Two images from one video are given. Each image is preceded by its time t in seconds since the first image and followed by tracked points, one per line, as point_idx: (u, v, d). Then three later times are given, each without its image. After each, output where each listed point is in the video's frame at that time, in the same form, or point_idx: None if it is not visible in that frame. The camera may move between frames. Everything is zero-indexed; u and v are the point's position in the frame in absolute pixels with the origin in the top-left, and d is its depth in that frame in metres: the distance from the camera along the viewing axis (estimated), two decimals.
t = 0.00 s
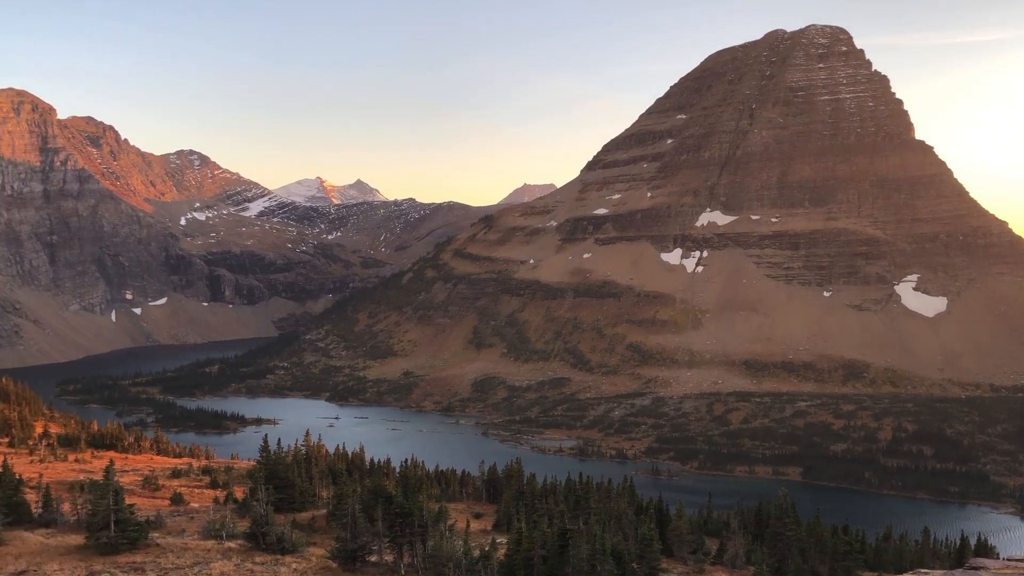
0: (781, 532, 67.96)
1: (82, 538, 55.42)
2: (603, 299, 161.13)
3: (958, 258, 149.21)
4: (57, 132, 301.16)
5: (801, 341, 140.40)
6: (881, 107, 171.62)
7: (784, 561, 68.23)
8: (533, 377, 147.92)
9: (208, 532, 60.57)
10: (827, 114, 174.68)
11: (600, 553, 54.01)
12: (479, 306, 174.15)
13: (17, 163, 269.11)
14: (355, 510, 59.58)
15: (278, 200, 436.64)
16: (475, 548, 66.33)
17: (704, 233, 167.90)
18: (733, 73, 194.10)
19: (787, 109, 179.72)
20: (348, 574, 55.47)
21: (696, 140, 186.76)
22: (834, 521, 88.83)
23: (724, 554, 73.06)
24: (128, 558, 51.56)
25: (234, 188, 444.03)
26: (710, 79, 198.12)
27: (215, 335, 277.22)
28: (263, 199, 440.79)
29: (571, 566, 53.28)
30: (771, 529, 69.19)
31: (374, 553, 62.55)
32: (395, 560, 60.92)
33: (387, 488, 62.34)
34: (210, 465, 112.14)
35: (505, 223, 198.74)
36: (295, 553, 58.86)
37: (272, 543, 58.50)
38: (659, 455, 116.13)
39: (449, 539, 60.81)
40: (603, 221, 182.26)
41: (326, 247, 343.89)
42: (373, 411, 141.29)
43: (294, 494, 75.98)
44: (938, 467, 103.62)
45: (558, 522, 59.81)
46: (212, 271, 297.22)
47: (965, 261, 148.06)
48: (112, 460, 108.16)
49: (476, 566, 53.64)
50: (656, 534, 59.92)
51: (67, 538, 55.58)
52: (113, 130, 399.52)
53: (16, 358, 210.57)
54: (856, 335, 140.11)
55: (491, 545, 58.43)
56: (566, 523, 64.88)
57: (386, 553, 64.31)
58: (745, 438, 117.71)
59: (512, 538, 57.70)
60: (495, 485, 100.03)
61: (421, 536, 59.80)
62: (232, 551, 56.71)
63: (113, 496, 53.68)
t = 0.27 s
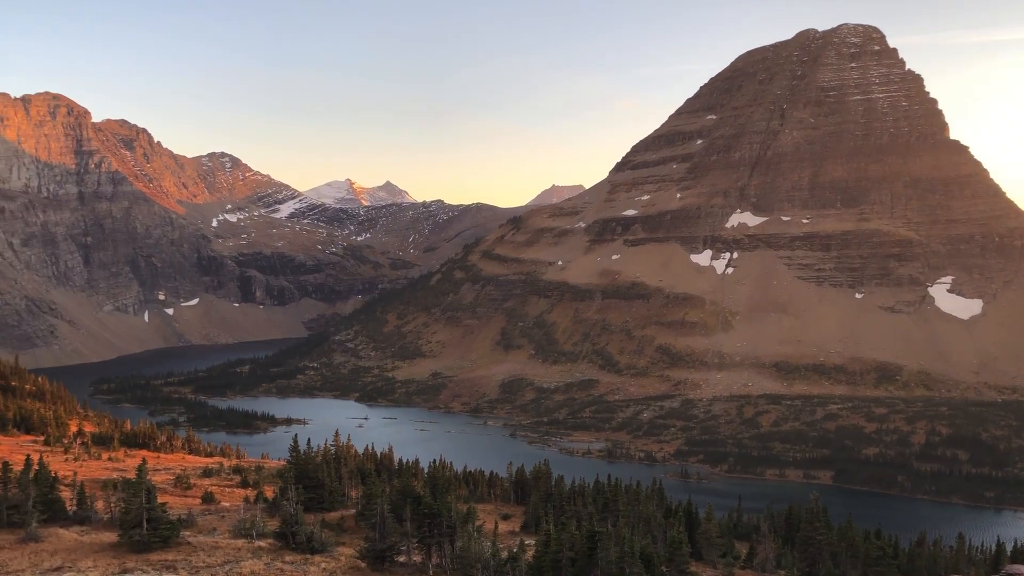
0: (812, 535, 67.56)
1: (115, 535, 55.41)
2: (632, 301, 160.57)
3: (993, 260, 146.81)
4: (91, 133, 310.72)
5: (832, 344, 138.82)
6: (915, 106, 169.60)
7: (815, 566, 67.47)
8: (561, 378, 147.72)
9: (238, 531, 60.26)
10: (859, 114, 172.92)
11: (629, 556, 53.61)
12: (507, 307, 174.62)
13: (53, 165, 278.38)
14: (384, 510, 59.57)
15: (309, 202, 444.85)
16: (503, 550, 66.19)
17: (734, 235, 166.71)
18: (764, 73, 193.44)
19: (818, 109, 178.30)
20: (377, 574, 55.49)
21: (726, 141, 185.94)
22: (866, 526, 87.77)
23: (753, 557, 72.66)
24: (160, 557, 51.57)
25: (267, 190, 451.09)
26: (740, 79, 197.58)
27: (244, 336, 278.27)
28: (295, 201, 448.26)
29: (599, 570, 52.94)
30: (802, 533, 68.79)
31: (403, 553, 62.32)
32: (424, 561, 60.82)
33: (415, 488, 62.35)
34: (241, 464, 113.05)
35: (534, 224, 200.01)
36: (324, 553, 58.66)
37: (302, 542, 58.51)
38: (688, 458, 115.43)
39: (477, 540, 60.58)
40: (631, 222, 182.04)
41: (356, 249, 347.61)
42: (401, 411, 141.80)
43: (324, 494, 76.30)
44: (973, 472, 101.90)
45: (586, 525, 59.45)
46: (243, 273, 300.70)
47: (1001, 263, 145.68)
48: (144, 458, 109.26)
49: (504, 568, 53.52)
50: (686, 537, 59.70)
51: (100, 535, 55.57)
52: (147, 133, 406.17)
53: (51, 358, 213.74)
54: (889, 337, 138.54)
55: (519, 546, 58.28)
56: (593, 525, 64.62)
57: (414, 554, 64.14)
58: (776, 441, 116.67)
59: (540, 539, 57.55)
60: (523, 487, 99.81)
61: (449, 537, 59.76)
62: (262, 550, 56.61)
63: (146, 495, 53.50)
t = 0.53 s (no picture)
0: (845, 540, 66.28)
1: (149, 532, 55.29)
2: (662, 302, 159.96)
3: None
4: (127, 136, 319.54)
5: (866, 346, 137.22)
6: (952, 106, 167.21)
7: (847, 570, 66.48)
8: (591, 380, 147.34)
9: (270, 530, 60.06)
10: (893, 114, 170.92)
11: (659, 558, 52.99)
12: (536, 308, 175.02)
13: (90, 167, 285.71)
14: (414, 510, 58.98)
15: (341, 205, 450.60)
16: (532, 551, 65.92)
17: (766, 236, 165.44)
18: (796, 73, 192.17)
19: (852, 109, 176.56)
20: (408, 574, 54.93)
21: (758, 141, 184.91)
22: (901, 531, 86.56)
23: (784, 560, 71.79)
24: (194, 553, 51.38)
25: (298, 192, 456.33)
26: (773, 79, 196.61)
27: (277, 337, 279.70)
28: (326, 203, 455.37)
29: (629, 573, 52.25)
30: (835, 537, 67.67)
31: (433, 553, 61.87)
32: (453, 562, 60.24)
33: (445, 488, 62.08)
34: (273, 463, 114.09)
35: (563, 226, 201.53)
36: (355, 552, 58.06)
37: (333, 541, 57.90)
38: (718, 461, 114.63)
39: (507, 540, 60.03)
40: (662, 223, 181.53)
41: (386, 250, 350.68)
42: (431, 412, 142.28)
43: (354, 493, 76.37)
44: (1011, 477, 99.98)
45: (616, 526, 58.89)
46: (275, 274, 304.86)
47: None
48: (178, 457, 110.47)
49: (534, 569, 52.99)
50: (716, 541, 59.76)
51: (135, 532, 55.54)
52: (181, 136, 412.39)
53: (87, 357, 216.88)
54: (924, 339, 136.83)
55: (549, 548, 57.84)
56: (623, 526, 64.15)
57: (444, 555, 63.64)
58: (808, 444, 115.51)
59: (569, 541, 57.18)
60: (552, 488, 99.54)
61: (479, 538, 59.09)
62: (294, 548, 56.12)
63: (180, 492, 53.71)
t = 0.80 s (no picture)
0: (879, 544, 65.97)
1: (184, 530, 53.10)
2: (693, 303, 159.26)
3: None
4: (162, 138, 324.07)
5: (901, 348, 135.47)
6: (990, 104, 164.51)
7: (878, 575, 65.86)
8: (621, 381, 146.76)
9: (302, 529, 58.31)
10: (929, 113, 168.72)
11: (690, 560, 52.42)
12: (566, 310, 175.32)
13: (125, 169, 289.91)
14: (444, 509, 56.93)
15: (372, 207, 454.04)
16: (561, 552, 65.59)
17: (799, 236, 164.09)
18: (830, 73, 191.13)
19: (887, 108, 174.65)
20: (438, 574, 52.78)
21: (790, 141, 183.87)
22: (937, 536, 85.22)
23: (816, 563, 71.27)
24: (225, 552, 48.69)
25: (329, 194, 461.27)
26: (805, 79, 195.79)
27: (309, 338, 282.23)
28: (357, 203, 460.04)
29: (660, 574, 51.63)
30: (868, 542, 67.23)
31: (462, 554, 59.83)
32: (483, 562, 58.05)
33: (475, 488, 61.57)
34: (305, 463, 114.86)
35: (593, 226, 200.95)
36: (386, 552, 55.83)
37: (363, 540, 55.83)
38: (750, 463, 113.67)
39: (538, 542, 58.06)
40: (693, 224, 181.04)
41: (416, 251, 352.98)
42: (461, 412, 142.57)
43: (384, 493, 75.94)
44: None
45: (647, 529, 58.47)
46: (307, 275, 306.90)
47: None
48: (211, 455, 111.57)
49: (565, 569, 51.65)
50: (746, 544, 60.56)
51: (167, 530, 53.31)
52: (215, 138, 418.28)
53: (122, 356, 219.92)
54: (960, 342, 134.85)
55: (579, 549, 57.17)
56: (652, 529, 63.86)
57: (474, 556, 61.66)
58: (842, 447, 114.18)
59: (599, 542, 56.75)
60: (581, 490, 99.95)
61: (510, 539, 56.74)
62: (324, 547, 53.58)
63: (212, 490, 51.37)
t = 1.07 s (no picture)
0: (914, 550, 63.97)
1: (217, 528, 53.07)
2: (724, 304, 158.40)
3: None
4: (195, 140, 328.37)
5: (936, 351, 133.30)
6: None
7: None
8: (651, 383, 146.03)
9: (333, 527, 58.21)
10: (966, 112, 166.28)
11: (722, 564, 51.10)
12: (596, 311, 174.96)
13: (159, 171, 294.48)
14: (474, 510, 56.74)
15: (402, 207, 456.27)
16: (591, 554, 64.71)
17: (832, 237, 162.59)
18: (864, 71, 189.23)
19: (922, 107, 172.57)
20: (468, 574, 52.07)
21: (823, 141, 182.61)
22: (974, 542, 83.72)
23: (850, 567, 69.83)
24: (257, 551, 48.46)
25: (360, 196, 464.90)
26: (838, 77, 194.98)
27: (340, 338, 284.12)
28: (387, 204, 463.33)
29: None
30: (903, 546, 65.30)
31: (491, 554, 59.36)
32: (513, 563, 57.65)
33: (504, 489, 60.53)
34: (335, 462, 115.55)
35: (623, 227, 201.45)
36: (416, 552, 55.40)
37: (394, 540, 55.28)
38: (782, 466, 112.57)
39: (568, 544, 57.23)
40: (724, 224, 180.42)
41: (446, 252, 354.99)
42: (491, 413, 142.66)
43: (414, 493, 75.37)
44: None
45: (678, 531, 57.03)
46: (338, 276, 309.86)
47: None
48: (243, 454, 112.60)
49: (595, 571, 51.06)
50: (779, 547, 58.78)
51: (201, 528, 53.51)
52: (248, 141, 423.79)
53: (156, 356, 222.87)
54: (998, 344, 132.10)
55: (609, 553, 56.10)
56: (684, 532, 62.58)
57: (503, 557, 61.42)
58: (876, 451, 112.73)
59: (630, 545, 55.49)
60: (612, 492, 99.01)
61: (539, 539, 56.40)
62: (355, 547, 53.23)
63: (246, 490, 51.20)
